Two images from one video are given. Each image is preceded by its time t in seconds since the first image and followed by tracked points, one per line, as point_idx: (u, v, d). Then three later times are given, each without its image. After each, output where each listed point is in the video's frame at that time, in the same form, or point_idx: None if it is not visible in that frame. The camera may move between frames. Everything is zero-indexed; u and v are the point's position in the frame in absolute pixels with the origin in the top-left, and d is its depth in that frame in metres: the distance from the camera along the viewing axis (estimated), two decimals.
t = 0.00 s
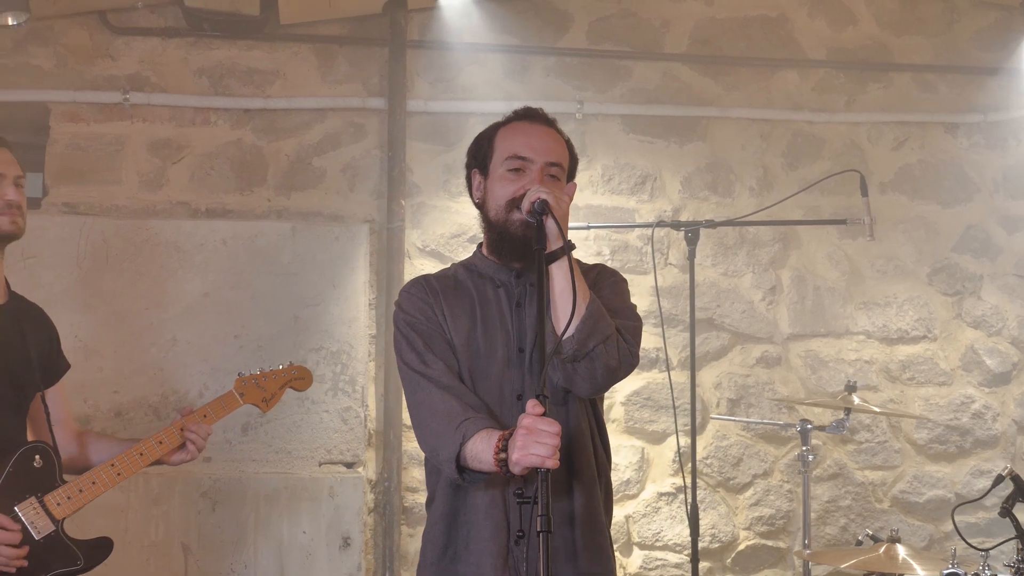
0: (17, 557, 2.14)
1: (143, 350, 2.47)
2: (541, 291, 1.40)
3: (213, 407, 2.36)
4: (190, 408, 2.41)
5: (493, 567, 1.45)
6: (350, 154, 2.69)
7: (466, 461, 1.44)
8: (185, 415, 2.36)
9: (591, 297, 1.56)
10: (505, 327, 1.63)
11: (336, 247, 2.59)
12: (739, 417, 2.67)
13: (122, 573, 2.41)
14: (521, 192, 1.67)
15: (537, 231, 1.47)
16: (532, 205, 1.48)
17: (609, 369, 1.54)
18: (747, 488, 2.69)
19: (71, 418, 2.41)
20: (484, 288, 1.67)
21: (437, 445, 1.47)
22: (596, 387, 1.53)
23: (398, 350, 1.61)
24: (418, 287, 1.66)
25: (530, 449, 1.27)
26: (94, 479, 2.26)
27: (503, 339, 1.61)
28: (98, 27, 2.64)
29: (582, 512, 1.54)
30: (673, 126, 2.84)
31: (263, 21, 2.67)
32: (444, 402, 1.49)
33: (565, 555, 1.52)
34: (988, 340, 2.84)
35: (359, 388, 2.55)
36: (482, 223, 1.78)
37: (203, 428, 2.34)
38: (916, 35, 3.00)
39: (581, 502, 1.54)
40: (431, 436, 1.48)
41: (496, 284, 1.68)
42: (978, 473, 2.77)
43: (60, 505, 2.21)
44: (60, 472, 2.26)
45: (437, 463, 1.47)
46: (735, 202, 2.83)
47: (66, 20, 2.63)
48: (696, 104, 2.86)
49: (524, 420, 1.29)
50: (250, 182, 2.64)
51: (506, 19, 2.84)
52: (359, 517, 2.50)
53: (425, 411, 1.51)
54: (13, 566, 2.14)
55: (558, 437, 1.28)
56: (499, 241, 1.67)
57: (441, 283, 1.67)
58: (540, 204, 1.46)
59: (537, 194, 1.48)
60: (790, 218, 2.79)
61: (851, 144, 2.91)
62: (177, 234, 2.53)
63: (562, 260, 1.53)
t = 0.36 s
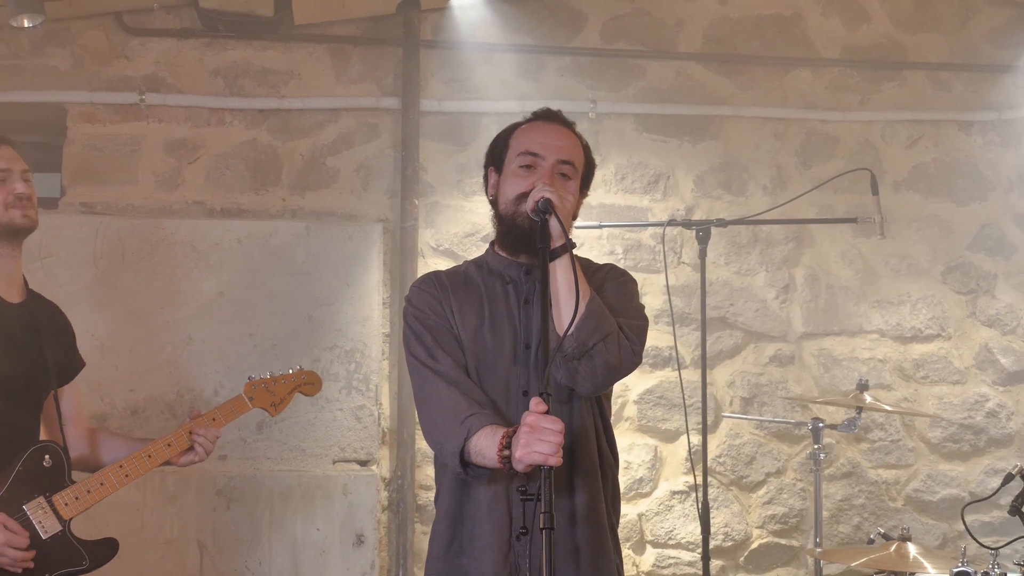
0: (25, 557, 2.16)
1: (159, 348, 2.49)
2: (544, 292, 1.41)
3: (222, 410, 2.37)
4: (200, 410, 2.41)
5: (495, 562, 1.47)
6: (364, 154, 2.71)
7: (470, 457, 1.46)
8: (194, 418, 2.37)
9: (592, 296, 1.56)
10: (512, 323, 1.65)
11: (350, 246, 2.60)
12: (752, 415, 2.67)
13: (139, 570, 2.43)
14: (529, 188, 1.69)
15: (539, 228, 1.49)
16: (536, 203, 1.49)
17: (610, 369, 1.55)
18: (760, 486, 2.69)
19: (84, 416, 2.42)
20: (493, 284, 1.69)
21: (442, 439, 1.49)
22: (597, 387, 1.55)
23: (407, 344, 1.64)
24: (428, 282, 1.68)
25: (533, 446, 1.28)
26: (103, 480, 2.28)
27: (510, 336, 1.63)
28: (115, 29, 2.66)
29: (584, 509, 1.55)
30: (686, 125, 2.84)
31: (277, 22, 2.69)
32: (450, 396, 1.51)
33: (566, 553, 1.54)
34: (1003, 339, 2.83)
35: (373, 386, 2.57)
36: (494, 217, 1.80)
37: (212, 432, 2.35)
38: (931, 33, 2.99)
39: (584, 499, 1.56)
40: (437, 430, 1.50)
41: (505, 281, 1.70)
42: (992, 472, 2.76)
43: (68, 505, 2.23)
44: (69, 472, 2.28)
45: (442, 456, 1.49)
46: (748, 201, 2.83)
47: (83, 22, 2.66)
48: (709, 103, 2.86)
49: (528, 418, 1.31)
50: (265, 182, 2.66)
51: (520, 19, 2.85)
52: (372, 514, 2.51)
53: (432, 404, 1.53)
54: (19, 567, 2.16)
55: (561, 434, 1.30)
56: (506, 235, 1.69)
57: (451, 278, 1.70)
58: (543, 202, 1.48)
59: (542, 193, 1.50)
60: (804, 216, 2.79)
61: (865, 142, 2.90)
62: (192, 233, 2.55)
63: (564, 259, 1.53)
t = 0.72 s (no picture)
0: (38, 555, 2.18)
1: (172, 346, 2.51)
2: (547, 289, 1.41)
3: (233, 404, 2.40)
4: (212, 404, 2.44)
5: (499, 556, 1.50)
6: (376, 152, 2.72)
7: (475, 451, 1.49)
8: (206, 411, 2.40)
9: (595, 293, 1.58)
10: (521, 320, 1.67)
11: (362, 244, 2.62)
12: (763, 412, 2.67)
13: (152, 566, 2.45)
14: (535, 186, 1.70)
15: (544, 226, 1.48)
16: (540, 200, 1.49)
17: (611, 365, 1.55)
18: (771, 483, 2.69)
19: (96, 414, 2.44)
20: (502, 282, 1.72)
21: (448, 433, 1.52)
22: (599, 384, 1.55)
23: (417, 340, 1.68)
24: (440, 278, 1.71)
25: (536, 441, 1.30)
26: (116, 474, 2.32)
27: (519, 333, 1.65)
28: (129, 28, 2.68)
29: (589, 505, 1.57)
30: (696, 122, 2.84)
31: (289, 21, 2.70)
32: (457, 390, 1.55)
33: (571, 550, 1.56)
34: (1014, 335, 2.83)
35: (384, 383, 2.58)
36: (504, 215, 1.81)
37: (223, 424, 2.38)
38: (943, 29, 2.98)
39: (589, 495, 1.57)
40: (443, 423, 1.54)
41: (515, 278, 1.72)
42: (1004, 469, 2.76)
43: (82, 499, 2.26)
44: (82, 468, 2.30)
45: (448, 451, 1.52)
46: (759, 198, 2.83)
47: (98, 21, 2.68)
48: (721, 100, 2.86)
49: (529, 414, 1.33)
50: (277, 180, 2.68)
51: (530, 17, 2.85)
52: (384, 510, 2.52)
53: (438, 398, 1.56)
54: (31, 565, 2.18)
55: (564, 429, 1.31)
56: (513, 233, 1.69)
57: (462, 275, 1.72)
58: (547, 199, 1.47)
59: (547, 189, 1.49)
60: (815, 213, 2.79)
61: (876, 139, 2.90)
62: (204, 232, 2.57)
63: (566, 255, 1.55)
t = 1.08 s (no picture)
0: (48, 550, 2.17)
1: (187, 345, 2.53)
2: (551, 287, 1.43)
3: (245, 406, 2.40)
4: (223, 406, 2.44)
5: (509, 551, 1.52)
6: (388, 152, 2.73)
7: (482, 448, 1.51)
8: (217, 412, 2.39)
9: (601, 290, 1.59)
10: (531, 318, 1.68)
11: (374, 244, 2.63)
12: (775, 411, 2.67)
13: (166, 564, 2.47)
14: (538, 188, 1.71)
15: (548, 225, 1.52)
16: (543, 200, 1.52)
17: (620, 362, 1.55)
18: (783, 481, 2.69)
19: (111, 411, 2.45)
20: (513, 279, 1.72)
21: (457, 429, 1.54)
22: (607, 381, 1.56)
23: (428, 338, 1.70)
24: (451, 278, 1.73)
25: (539, 438, 1.32)
26: (127, 471, 2.31)
27: (528, 330, 1.66)
28: (143, 31, 2.71)
29: (599, 501, 1.57)
30: (708, 122, 2.85)
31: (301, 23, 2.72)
32: (466, 387, 1.56)
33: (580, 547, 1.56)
34: None
35: (397, 382, 2.59)
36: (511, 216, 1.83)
37: (234, 427, 2.37)
38: (954, 28, 2.97)
39: (600, 491, 1.58)
40: (452, 420, 1.56)
41: (524, 277, 1.73)
42: (1017, 468, 2.75)
43: (93, 496, 2.24)
44: (94, 464, 2.29)
45: (457, 447, 1.54)
46: (770, 197, 2.83)
47: (113, 23, 2.70)
48: (732, 100, 2.86)
49: (533, 411, 1.34)
50: (290, 181, 2.69)
51: (542, 17, 2.86)
52: (396, 509, 2.52)
53: (448, 395, 1.58)
54: (42, 560, 2.17)
55: (565, 426, 1.33)
56: (521, 233, 1.71)
57: (473, 275, 1.74)
58: (551, 198, 1.51)
59: (549, 189, 1.52)
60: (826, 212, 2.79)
61: (888, 137, 2.90)
62: (218, 232, 2.59)
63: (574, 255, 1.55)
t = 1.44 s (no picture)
0: (68, 544, 2.20)
1: (203, 344, 2.55)
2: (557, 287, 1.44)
3: (255, 396, 2.44)
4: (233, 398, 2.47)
5: (519, 551, 1.53)
6: (402, 152, 2.75)
7: (488, 448, 1.52)
8: (228, 404, 2.42)
9: (606, 287, 1.60)
10: (535, 319, 1.70)
11: (388, 243, 2.64)
12: (788, 409, 2.67)
13: (183, 562, 2.49)
14: (542, 186, 1.72)
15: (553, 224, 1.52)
16: (549, 198, 1.53)
17: (624, 359, 1.57)
18: (797, 479, 2.69)
19: (123, 411, 2.46)
20: (515, 280, 1.75)
21: (462, 431, 1.55)
22: (613, 379, 1.57)
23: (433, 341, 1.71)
24: (453, 281, 1.75)
25: (542, 436, 1.33)
26: (142, 465, 2.33)
27: (532, 331, 1.68)
28: (160, 33, 2.73)
29: (608, 500, 1.59)
30: (721, 120, 2.85)
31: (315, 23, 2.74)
32: (471, 390, 1.58)
33: (589, 544, 1.57)
34: None
35: (411, 380, 2.61)
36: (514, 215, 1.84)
37: (245, 416, 2.41)
38: (968, 25, 2.96)
39: (607, 490, 1.59)
40: (458, 422, 1.57)
41: (528, 277, 1.75)
42: None
43: (111, 490, 2.26)
44: (110, 459, 2.31)
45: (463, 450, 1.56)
46: (784, 195, 2.83)
47: (130, 25, 2.73)
48: (745, 98, 2.86)
49: (537, 408, 1.36)
50: (305, 181, 2.71)
51: (554, 17, 2.87)
52: (410, 506, 2.54)
53: (453, 398, 1.60)
54: (62, 554, 2.20)
55: (570, 423, 1.34)
56: (525, 232, 1.73)
57: (476, 276, 1.75)
58: (555, 197, 1.51)
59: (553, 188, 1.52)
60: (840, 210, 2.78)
61: (901, 135, 2.89)
62: (234, 232, 2.61)
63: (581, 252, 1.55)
